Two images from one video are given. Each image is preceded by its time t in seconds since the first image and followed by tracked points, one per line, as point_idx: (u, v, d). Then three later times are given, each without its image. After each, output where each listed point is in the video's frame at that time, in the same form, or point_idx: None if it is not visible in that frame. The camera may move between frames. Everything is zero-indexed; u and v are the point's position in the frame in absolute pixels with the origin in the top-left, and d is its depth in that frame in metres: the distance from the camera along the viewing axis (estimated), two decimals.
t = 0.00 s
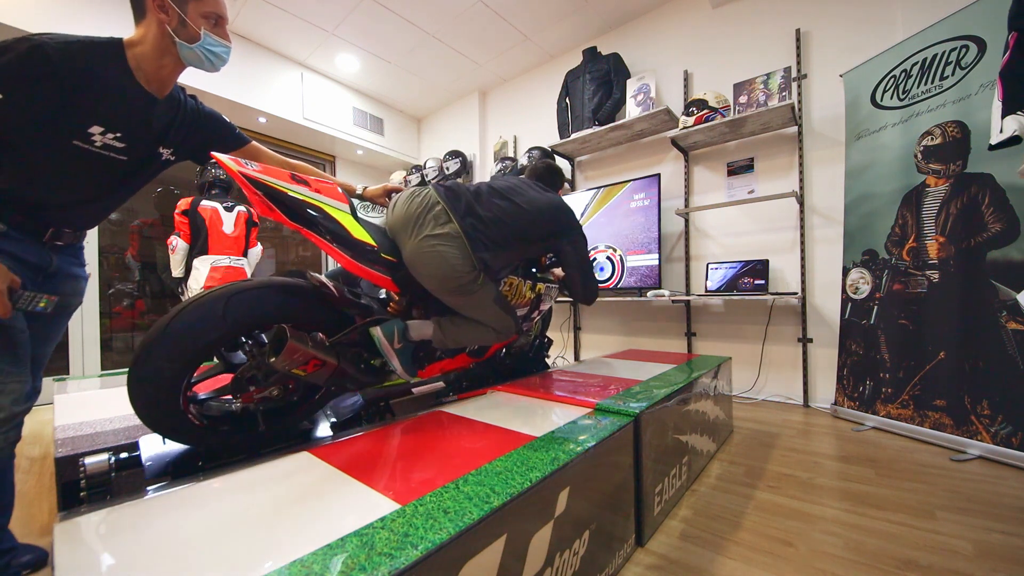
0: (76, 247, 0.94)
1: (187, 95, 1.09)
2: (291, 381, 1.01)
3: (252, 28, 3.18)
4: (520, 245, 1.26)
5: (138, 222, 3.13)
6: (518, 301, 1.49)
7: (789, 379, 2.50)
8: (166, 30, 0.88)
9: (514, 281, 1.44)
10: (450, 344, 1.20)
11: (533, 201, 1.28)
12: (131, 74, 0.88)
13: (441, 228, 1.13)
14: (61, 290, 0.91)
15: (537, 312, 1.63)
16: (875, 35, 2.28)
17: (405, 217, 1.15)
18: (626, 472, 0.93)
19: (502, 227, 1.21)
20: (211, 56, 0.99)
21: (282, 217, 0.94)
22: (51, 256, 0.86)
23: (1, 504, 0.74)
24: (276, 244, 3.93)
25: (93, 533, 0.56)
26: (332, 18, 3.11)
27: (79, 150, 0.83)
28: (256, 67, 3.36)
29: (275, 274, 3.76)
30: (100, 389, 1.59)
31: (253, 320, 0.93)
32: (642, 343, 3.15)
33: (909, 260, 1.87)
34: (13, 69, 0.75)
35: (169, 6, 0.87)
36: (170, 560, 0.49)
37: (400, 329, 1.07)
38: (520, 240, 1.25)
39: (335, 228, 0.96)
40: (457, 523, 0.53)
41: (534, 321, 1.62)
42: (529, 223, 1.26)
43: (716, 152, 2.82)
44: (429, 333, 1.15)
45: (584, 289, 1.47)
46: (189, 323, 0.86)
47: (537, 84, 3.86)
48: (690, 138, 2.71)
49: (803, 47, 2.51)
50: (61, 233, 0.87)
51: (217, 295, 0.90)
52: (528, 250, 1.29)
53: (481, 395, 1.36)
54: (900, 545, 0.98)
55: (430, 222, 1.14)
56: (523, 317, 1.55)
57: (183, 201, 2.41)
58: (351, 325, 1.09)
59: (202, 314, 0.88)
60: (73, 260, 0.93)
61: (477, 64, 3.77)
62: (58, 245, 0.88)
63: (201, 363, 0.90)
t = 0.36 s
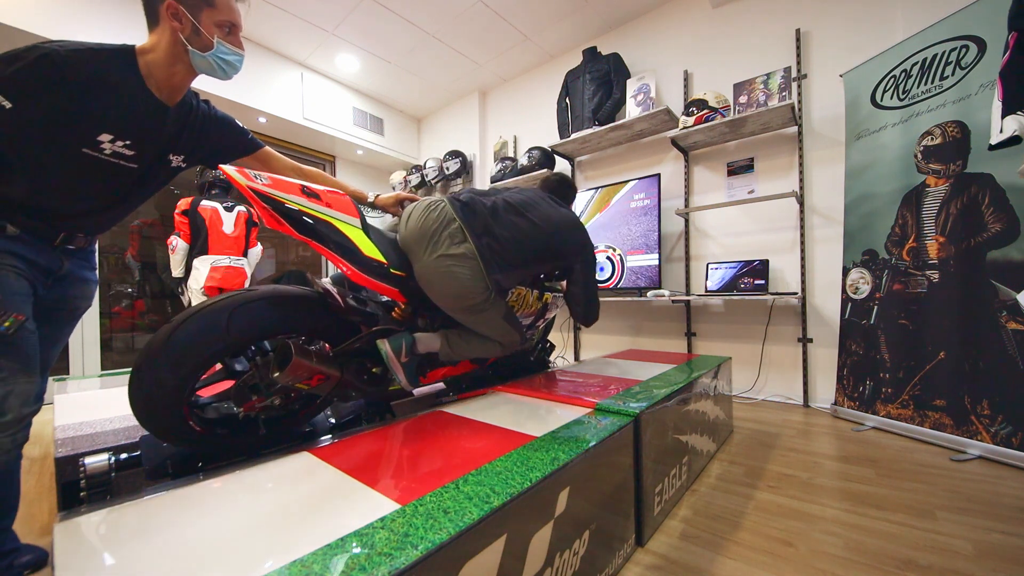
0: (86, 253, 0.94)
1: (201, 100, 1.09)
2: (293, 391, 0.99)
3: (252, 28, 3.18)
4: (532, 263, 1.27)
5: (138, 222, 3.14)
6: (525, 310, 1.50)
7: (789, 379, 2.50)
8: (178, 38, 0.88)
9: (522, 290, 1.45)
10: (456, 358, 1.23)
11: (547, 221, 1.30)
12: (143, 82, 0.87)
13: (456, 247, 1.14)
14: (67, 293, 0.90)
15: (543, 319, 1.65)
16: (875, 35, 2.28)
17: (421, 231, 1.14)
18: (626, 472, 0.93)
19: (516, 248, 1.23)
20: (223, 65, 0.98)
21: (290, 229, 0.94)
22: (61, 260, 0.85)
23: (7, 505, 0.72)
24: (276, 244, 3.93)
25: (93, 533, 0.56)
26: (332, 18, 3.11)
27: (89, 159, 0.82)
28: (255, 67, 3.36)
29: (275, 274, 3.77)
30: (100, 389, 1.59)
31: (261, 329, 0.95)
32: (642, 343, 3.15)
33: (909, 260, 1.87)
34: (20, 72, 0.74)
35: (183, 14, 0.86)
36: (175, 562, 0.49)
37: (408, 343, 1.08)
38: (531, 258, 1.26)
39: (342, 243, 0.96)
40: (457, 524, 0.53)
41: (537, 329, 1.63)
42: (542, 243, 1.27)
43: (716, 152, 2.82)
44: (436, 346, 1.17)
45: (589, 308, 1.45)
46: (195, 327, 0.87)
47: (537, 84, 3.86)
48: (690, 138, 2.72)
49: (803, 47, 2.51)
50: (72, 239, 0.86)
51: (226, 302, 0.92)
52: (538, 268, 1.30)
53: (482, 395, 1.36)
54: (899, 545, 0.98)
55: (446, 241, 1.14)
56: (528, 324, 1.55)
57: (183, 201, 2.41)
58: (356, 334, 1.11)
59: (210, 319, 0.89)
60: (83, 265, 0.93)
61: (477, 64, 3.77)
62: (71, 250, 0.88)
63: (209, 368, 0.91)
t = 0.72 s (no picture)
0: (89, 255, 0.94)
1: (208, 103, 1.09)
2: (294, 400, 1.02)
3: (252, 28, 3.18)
4: (542, 280, 1.27)
5: (137, 222, 3.13)
6: (530, 319, 1.50)
7: (789, 379, 2.50)
8: (187, 44, 0.87)
9: (528, 301, 1.44)
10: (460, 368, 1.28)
11: (560, 239, 1.29)
12: (148, 87, 0.87)
13: (467, 265, 1.15)
14: (69, 297, 0.90)
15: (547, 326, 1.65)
16: (875, 35, 2.28)
17: (431, 246, 1.14)
18: (626, 472, 0.93)
19: (527, 264, 1.22)
20: (230, 70, 0.99)
21: (298, 242, 0.94)
22: (64, 263, 0.84)
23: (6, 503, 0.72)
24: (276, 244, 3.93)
25: (93, 533, 0.56)
26: (332, 18, 3.11)
27: (90, 163, 0.82)
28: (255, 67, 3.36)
29: (275, 274, 3.76)
30: (100, 389, 1.59)
31: (265, 338, 0.96)
32: (642, 343, 3.15)
33: (909, 260, 1.87)
34: (23, 73, 0.74)
35: (193, 20, 0.86)
36: (176, 564, 0.48)
37: (412, 356, 1.13)
38: (541, 276, 1.25)
39: (349, 256, 0.97)
40: (457, 523, 0.53)
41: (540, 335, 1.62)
42: (554, 262, 1.26)
43: (716, 152, 2.82)
44: (440, 358, 1.23)
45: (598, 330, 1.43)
46: (199, 335, 0.87)
47: (537, 84, 3.86)
48: (690, 138, 2.72)
49: (803, 47, 2.51)
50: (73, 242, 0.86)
51: (231, 311, 0.92)
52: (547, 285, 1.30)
53: (482, 395, 1.37)
54: (899, 546, 0.98)
55: (456, 258, 1.14)
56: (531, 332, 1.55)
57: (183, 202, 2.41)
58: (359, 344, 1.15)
59: (214, 328, 0.89)
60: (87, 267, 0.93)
61: (477, 64, 3.77)
62: (73, 254, 0.88)
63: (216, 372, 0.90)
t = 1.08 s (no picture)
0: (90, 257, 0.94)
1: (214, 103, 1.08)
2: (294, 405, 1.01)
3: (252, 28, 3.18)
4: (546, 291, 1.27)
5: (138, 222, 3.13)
6: (530, 324, 1.50)
7: (789, 379, 2.50)
8: (190, 44, 0.87)
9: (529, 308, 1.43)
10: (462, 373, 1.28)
11: (566, 251, 1.29)
12: (148, 87, 0.87)
13: (470, 277, 1.16)
14: (68, 300, 0.89)
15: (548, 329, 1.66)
16: (875, 35, 2.28)
17: (437, 256, 1.15)
18: (626, 472, 0.93)
19: (531, 276, 1.22)
20: (235, 72, 0.99)
21: (302, 250, 0.94)
22: (63, 265, 0.84)
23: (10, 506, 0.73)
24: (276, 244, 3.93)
25: (93, 533, 0.56)
26: (332, 18, 3.11)
27: (91, 164, 0.82)
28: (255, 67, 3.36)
29: (275, 274, 3.76)
30: (100, 389, 1.59)
31: (268, 344, 0.96)
32: (642, 343, 3.16)
33: (909, 260, 1.87)
34: (25, 74, 0.74)
35: (197, 21, 0.86)
36: (177, 565, 0.48)
37: (415, 361, 1.14)
38: (546, 287, 1.25)
39: (353, 265, 0.96)
40: (457, 523, 0.53)
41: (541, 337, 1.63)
42: (558, 273, 1.26)
43: (716, 152, 2.82)
44: (444, 363, 1.22)
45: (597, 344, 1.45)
46: (201, 338, 0.87)
47: (537, 84, 3.86)
48: (690, 138, 2.72)
49: (803, 47, 2.51)
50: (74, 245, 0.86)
51: (233, 317, 0.92)
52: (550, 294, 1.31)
53: (482, 395, 1.38)
54: (899, 546, 0.98)
55: (461, 269, 1.15)
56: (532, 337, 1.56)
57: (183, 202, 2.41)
58: (361, 347, 1.15)
59: (217, 332, 0.89)
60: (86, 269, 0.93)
61: (477, 64, 3.77)
62: (73, 256, 0.87)
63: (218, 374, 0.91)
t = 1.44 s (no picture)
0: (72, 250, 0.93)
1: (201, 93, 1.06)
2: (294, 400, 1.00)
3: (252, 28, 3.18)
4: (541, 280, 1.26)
5: (138, 222, 3.13)
6: (529, 319, 1.51)
7: (789, 379, 2.50)
8: (180, 34, 0.87)
9: (528, 300, 1.45)
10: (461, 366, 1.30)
11: (559, 240, 1.29)
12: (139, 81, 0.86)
13: (465, 267, 1.15)
14: (55, 294, 0.89)
15: (547, 325, 1.65)
16: (875, 35, 2.28)
17: (430, 247, 1.15)
18: (627, 473, 0.93)
19: (526, 264, 1.22)
20: (225, 63, 0.99)
21: (298, 242, 0.94)
22: (50, 259, 0.85)
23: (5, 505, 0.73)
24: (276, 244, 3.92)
25: (93, 533, 0.56)
26: (332, 18, 3.11)
27: (83, 159, 0.82)
28: (255, 68, 3.36)
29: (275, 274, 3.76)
30: (100, 389, 1.59)
31: (264, 339, 0.96)
32: (641, 343, 3.16)
33: (909, 260, 1.87)
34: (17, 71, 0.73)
35: (187, 11, 0.86)
36: (178, 565, 0.48)
37: (414, 356, 1.15)
38: (540, 275, 1.25)
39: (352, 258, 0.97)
40: (457, 524, 0.53)
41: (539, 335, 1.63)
42: (552, 262, 1.26)
43: (716, 152, 2.82)
44: (441, 358, 1.25)
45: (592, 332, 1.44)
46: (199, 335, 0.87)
47: (537, 84, 3.86)
48: (690, 138, 2.72)
49: (803, 47, 2.51)
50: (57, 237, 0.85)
51: (229, 312, 0.92)
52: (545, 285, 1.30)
53: (481, 395, 1.37)
54: (899, 546, 0.98)
55: (455, 258, 1.15)
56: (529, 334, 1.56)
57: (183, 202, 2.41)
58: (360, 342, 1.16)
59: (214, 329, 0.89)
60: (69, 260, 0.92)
61: (477, 64, 3.77)
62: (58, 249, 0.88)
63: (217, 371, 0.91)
